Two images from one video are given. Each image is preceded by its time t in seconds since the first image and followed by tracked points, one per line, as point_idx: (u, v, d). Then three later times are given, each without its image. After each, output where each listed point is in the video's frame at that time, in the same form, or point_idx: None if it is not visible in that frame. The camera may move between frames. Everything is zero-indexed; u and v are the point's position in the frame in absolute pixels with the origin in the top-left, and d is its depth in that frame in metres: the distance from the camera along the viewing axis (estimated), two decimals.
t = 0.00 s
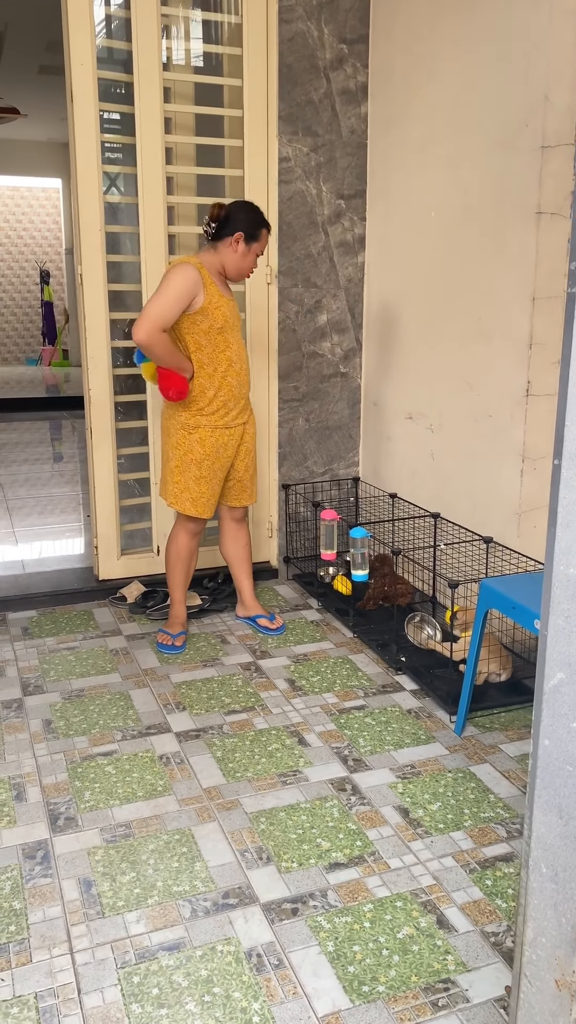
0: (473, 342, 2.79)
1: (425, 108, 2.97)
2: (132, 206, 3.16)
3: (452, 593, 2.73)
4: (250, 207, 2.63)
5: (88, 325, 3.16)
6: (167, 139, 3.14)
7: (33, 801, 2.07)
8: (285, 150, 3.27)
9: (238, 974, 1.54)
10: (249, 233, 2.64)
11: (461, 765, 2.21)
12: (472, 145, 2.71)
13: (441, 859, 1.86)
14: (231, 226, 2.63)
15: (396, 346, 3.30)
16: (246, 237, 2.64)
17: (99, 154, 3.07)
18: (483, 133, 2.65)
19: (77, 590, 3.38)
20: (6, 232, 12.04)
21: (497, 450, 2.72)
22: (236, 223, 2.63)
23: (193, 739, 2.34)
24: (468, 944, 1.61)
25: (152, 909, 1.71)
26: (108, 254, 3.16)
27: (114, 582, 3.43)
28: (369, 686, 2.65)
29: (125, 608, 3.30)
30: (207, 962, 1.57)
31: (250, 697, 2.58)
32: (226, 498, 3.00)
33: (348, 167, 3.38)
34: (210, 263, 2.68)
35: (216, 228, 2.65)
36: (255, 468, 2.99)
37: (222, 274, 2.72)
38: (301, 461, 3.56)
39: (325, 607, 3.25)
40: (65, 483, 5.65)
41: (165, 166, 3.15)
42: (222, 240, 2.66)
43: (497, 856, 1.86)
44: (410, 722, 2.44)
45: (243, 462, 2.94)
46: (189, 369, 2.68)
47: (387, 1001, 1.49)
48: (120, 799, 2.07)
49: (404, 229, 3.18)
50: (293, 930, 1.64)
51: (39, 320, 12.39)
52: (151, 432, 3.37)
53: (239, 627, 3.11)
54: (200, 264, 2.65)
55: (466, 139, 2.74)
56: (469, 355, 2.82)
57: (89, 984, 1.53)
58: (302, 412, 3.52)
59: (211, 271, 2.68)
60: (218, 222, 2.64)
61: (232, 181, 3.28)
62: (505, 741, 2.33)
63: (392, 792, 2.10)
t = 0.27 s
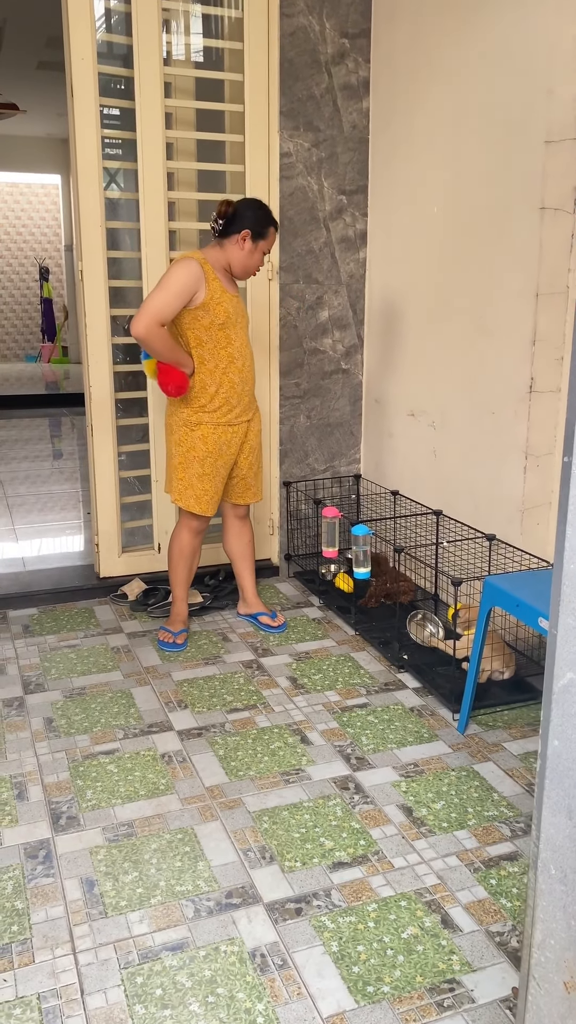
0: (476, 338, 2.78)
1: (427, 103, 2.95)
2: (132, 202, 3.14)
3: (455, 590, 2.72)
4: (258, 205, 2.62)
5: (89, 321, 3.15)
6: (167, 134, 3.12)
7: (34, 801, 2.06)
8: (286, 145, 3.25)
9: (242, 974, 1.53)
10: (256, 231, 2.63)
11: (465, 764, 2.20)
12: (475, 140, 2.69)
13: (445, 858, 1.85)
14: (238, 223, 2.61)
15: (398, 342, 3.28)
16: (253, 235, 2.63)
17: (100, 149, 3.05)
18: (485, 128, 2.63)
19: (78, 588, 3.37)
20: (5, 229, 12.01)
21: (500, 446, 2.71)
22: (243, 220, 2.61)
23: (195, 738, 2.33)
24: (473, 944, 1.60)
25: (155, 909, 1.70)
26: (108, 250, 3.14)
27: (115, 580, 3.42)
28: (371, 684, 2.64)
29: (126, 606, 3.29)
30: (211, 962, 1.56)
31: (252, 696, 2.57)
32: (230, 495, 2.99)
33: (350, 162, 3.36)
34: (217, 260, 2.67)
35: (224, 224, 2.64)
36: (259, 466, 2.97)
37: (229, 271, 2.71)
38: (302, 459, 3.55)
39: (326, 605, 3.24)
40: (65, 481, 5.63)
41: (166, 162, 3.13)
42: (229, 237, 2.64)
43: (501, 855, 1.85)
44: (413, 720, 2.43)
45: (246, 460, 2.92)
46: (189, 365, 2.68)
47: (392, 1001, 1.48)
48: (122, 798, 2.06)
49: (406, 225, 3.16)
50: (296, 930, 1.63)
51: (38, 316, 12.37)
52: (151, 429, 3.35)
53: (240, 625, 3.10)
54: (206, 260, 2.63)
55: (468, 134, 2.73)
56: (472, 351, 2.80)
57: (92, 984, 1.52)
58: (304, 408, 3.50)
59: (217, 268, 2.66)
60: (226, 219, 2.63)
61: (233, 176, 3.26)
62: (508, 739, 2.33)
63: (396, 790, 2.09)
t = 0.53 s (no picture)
0: (479, 335, 2.77)
1: (430, 99, 2.94)
2: (133, 198, 3.13)
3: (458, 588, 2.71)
4: (262, 202, 2.60)
5: (90, 319, 3.14)
6: (169, 130, 3.11)
7: (38, 800, 2.05)
8: (288, 141, 3.24)
9: (248, 975, 1.53)
10: (259, 229, 2.62)
11: (469, 762, 2.20)
12: (478, 136, 2.68)
13: (451, 857, 1.84)
14: (240, 220, 2.60)
15: (400, 339, 3.27)
16: (255, 232, 2.62)
17: (101, 145, 3.03)
18: (488, 124, 2.62)
19: (80, 586, 3.36)
20: (4, 226, 11.98)
21: (502, 444, 2.70)
22: (246, 217, 2.60)
23: (199, 736, 2.32)
24: (479, 943, 1.60)
25: (160, 909, 1.70)
26: (109, 246, 3.13)
27: (117, 578, 3.42)
28: (375, 682, 2.63)
29: (128, 604, 3.28)
30: (216, 962, 1.55)
31: (255, 694, 2.56)
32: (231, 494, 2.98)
33: (352, 158, 3.35)
34: (219, 258, 2.66)
35: (226, 221, 2.63)
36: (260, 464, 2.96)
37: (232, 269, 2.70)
38: (304, 456, 3.54)
39: (329, 603, 3.23)
40: (65, 478, 5.62)
41: (168, 159, 3.12)
42: (231, 234, 2.63)
43: (506, 854, 1.85)
44: (417, 719, 2.42)
45: (247, 458, 2.91)
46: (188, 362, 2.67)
47: (399, 1001, 1.48)
48: (126, 798, 2.05)
49: (408, 221, 3.15)
50: (302, 930, 1.63)
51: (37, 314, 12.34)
52: (153, 426, 3.34)
53: (243, 623, 3.09)
54: (208, 257, 2.63)
55: (471, 129, 2.71)
56: (475, 348, 2.79)
57: (97, 984, 1.51)
58: (306, 406, 3.49)
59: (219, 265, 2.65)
60: (229, 216, 2.62)
61: (234, 173, 3.25)
62: (512, 737, 2.32)
63: (400, 789, 2.08)
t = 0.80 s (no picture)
0: (480, 333, 2.76)
1: (430, 95, 2.93)
2: (132, 196, 3.12)
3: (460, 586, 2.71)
4: (260, 200, 2.59)
5: (89, 317, 3.13)
6: (168, 128, 3.09)
7: (40, 801, 2.04)
8: (287, 138, 3.23)
9: (253, 976, 1.52)
10: (257, 227, 2.61)
11: (472, 760, 2.19)
12: (478, 133, 2.67)
13: (455, 857, 1.84)
14: (238, 217, 2.60)
15: (400, 336, 3.27)
16: (253, 231, 2.61)
17: (99, 143, 3.02)
18: (489, 121, 2.61)
19: (80, 585, 3.35)
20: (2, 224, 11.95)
21: (504, 441, 2.69)
22: (243, 215, 2.60)
23: (201, 736, 2.32)
24: (484, 943, 1.59)
25: (163, 910, 1.69)
26: (108, 244, 3.12)
27: (117, 577, 3.41)
28: (376, 681, 2.63)
29: (128, 603, 3.27)
30: (220, 963, 1.55)
31: (256, 693, 2.55)
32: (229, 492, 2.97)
33: (352, 155, 3.34)
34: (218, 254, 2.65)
35: (225, 219, 2.62)
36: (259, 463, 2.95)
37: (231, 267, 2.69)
38: (304, 454, 3.54)
39: (330, 601, 3.23)
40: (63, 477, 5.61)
41: (167, 156, 3.10)
42: (229, 233, 2.63)
43: (510, 853, 1.84)
44: (419, 717, 2.42)
45: (245, 456, 2.90)
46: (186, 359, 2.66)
47: (404, 1002, 1.47)
48: (128, 798, 2.05)
49: (408, 218, 3.14)
50: (306, 931, 1.62)
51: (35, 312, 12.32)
52: (152, 425, 3.33)
53: (244, 622, 3.09)
54: (206, 254, 2.62)
55: (472, 126, 2.70)
56: (476, 346, 2.79)
57: (101, 986, 1.51)
58: (306, 404, 3.49)
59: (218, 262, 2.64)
60: (227, 214, 2.61)
61: (234, 170, 3.23)
62: (514, 736, 2.31)
63: (403, 788, 2.08)
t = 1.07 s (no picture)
0: (481, 331, 2.75)
1: (429, 92, 2.92)
2: (131, 194, 3.11)
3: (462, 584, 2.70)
4: (260, 199, 2.57)
5: (89, 316, 3.12)
6: (167, 125, 3.08)
7: (42, 801, 2.04)
8: (286, 136, 3.22)
9: (258, 977, 1.52)
10: (255, 226, 2.59)
11: (475, 759, 2.19)
12: (479, 129, 2.66)
13: (459, 856, 1.83)
14: (237, 214, 2.58)
15: (400, 334, 3.26)
16: (251, 230, 2.59)
17: (98, 141, 3.01)
18: (489, 118, 2.61)
19: (80, 585, 3.34)
20: None
21: (505, 439, 2.68)
22: (242, 214, 2.58)
23: (203, 735, 2.31)
24: (490, 943, 1.59)
25: (168, 911, 1.69)
26: (107, 243, 3.11)
27: (117, 577, 3.40)
28: (379, 680, 2.62)
29: (129, 603, 3.26)
30: (225, 964, 1.54)
31: (258, 692, 2.55)
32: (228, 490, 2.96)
33: (351, 153, 3.33)
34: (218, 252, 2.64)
35: (224, 218, 2.61)
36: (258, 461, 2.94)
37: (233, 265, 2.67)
38: (305, 453, 3.53)
39: (331, 600, 3.22)
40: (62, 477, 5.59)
41: (165, 154, 3.09)
42: (228, 232, 2.61)
43: (515, 852, 1.84)
44: (422, 716, 2.41)
45: (244, 455, 2.89)
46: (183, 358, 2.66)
47: (410, 1003, 1.47)
48: (131, 799, 2.04)
49: (408, 215, 3.13)
50: (311, 931, 1.62)
51: (32, 311, 12.29)
52: (152, 424, 3.32)
53: (245, 621, 3.08)
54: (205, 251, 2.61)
55: (472, 123, 2.69)
56: (477, 344, 2.78)
57: (106, 987, 1.50)
58: (306, 402, 3.48)
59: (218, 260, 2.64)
60: (227, 211, 2.59)
61: (232, 168, 3.22)
62: (517, 734, 2.31)
63: (407, 788, 2.07)
